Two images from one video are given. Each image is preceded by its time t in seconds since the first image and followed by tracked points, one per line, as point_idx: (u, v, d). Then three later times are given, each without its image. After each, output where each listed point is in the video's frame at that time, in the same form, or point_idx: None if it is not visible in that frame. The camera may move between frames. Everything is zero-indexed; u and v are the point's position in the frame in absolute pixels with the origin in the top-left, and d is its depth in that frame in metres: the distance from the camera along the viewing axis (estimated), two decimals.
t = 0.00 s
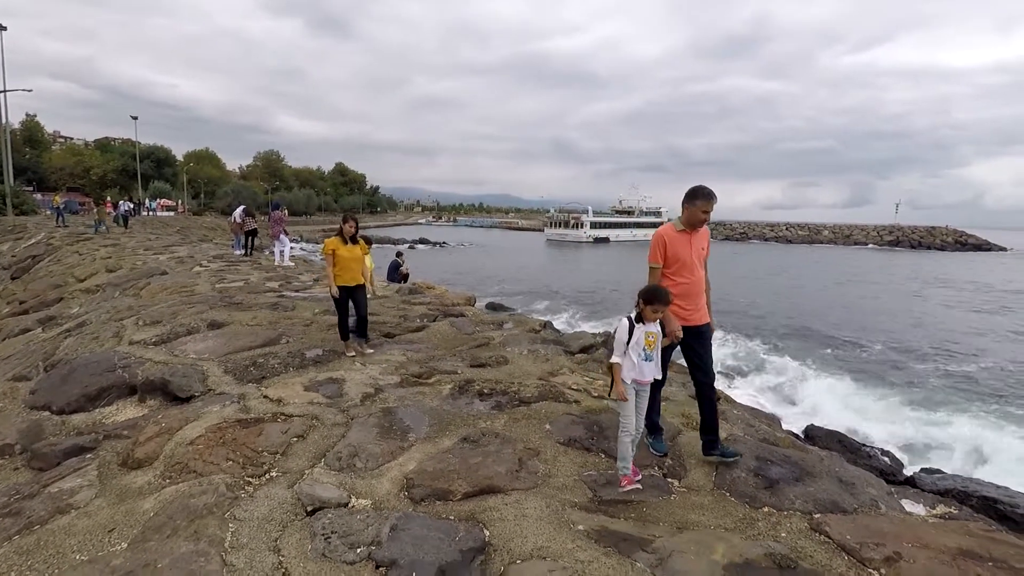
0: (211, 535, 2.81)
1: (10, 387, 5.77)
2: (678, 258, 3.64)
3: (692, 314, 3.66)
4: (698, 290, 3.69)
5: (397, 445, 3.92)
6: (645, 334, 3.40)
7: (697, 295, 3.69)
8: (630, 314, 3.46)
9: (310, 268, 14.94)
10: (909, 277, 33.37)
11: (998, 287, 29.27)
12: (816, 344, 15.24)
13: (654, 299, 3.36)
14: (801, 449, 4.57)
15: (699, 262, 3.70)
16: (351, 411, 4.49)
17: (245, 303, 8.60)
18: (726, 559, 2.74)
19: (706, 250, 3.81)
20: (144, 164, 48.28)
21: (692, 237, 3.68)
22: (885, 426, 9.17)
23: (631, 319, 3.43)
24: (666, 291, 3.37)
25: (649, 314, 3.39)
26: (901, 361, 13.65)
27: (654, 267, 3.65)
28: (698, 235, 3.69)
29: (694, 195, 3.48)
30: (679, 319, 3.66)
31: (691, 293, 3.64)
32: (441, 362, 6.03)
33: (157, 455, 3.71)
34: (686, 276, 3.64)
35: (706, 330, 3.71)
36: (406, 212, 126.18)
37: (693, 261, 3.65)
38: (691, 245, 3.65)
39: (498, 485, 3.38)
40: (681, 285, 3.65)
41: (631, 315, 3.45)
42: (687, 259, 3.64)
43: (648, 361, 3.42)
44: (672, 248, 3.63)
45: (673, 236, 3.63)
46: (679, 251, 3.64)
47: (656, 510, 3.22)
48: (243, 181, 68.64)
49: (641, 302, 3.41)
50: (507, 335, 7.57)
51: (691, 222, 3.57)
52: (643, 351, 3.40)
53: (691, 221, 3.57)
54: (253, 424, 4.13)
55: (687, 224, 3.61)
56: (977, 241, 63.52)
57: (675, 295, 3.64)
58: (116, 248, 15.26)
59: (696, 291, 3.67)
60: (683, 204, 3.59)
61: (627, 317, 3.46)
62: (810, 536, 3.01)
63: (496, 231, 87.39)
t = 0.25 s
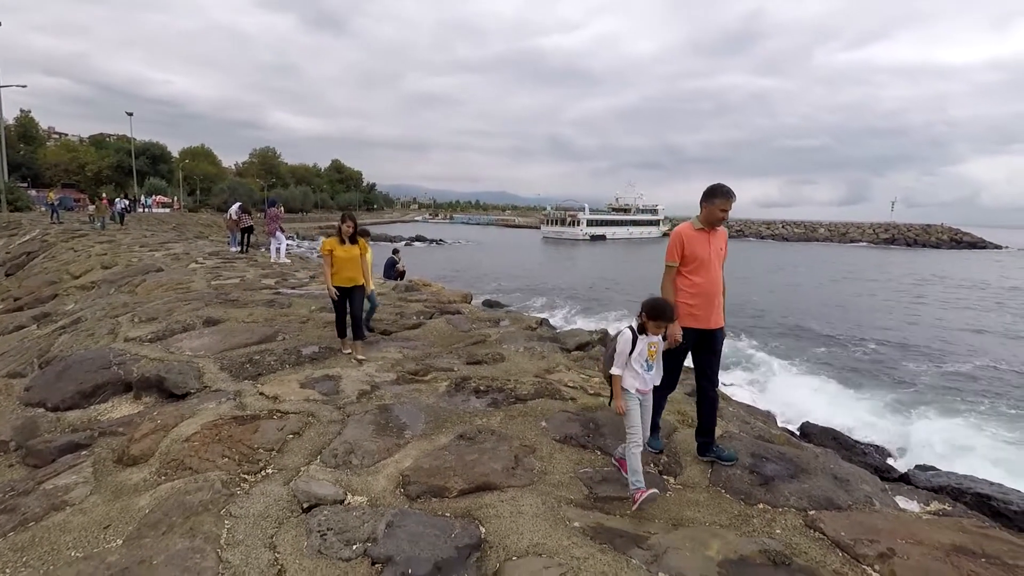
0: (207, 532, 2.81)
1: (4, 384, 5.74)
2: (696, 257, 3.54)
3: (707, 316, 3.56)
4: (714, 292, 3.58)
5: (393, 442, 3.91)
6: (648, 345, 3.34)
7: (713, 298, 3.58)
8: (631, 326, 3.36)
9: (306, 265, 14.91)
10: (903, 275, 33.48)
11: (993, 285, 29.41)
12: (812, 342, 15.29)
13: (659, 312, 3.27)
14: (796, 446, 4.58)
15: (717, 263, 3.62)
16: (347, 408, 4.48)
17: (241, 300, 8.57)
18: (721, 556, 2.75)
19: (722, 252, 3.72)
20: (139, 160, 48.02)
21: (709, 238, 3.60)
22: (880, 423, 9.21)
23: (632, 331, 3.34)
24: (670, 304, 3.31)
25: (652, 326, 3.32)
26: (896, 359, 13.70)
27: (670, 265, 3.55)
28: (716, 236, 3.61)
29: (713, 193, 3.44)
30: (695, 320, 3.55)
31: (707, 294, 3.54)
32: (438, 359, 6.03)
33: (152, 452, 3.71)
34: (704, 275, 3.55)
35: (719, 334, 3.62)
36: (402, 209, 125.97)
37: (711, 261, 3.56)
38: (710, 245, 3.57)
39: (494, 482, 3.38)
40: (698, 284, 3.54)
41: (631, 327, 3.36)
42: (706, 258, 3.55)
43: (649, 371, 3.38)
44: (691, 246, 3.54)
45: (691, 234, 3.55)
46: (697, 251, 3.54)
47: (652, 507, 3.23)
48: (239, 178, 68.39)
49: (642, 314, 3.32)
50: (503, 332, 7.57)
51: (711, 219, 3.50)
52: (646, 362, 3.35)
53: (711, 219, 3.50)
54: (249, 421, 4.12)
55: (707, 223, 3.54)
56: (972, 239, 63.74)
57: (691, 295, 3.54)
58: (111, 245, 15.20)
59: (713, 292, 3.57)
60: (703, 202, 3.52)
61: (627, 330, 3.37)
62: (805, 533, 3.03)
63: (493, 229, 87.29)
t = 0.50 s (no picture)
0: (207, 531, 2.81)
1: (3, 384, 5.74)
2: (711, 255, 3.50)
3: (720, 316, 3.53)
4: (729, 293, 3.54)
5: (392, 441, 3.92)
6: (658, 347, 3.10)
7: (728, 299, 3.54)
8: (637, 330, 3.08)
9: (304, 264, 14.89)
10: (901, 271, 33.51)
11: (991, 280, 29.44)
12: (810, 338, 15.31)
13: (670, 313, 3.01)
14: (795, 442, 4.59)
15: (733, 263, 3.58)
16: (346, 406, 4.49)
17: (240, 299, 8.57)
18: (720, 552, 2.76)
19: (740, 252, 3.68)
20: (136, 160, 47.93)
21: (726, 237, 3.55)
22: (878, 419, 9.23)
23: (640, 335, 3.07)
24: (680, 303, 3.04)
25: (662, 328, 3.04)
26: (895, 355, 13.73)
27: (685, 262, 3.52)
28: (733, 235, 3.57)
29: (731, 192, 3.41)
30: (709, 320, 3.52)
31: (721, 295, 3.50)
32: (436, 357, 6.03)
33: (152, 451, 3.71)
34: (719, 274, 3.51)
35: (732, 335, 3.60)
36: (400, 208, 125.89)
37: (726, 260, 3.52)
38: (726, 244, 3.53)
39: (493, 480, 3.39)
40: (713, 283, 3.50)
41: (639, 330, 3.08)
42: (721, 257, 3.51)
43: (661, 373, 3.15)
44: (706, 245, 3.51)
45: (708, 233, 3.52)
46: (713, 249, 3.51)
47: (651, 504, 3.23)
48: (237, 177, 68.31)
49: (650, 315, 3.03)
50: (502, 330, 7.57)
51: (728, 218, 3.46)
52: (658, 365, 3.11)
53: (728, 217, 3.46)
54: (249, 420, 4.13)
55: (723, 221, 3.50)
56: (969, 234, 63.83)
57: (706, 295, 3.50)
58: (109, 244, 15.17)
59: (727, 292, 3.53)
60: (721, 200, 3.48)
61: (634, 334, 3.09)
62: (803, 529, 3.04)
63: (491, 226, 87.17)
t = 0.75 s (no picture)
0: (207, 529, 2.82)
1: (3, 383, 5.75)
2: (721, 255, 3.42)
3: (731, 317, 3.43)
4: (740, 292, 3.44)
5: (392, 439, 3.92)
6: (672, 351, 3.06)
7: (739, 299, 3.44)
8: (653, 334, 2.98)
9: (304, 263, 14.88)
10: (901, 268, 33.49)
11: (991, 277, 29.41)
12: (810, 336, 15.31)
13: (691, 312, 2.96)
14: (794, 439, 4.60)
15: (746, 263, 3.48)
16: (346, 405, 4.49)
17: (239, 298, 8.57)
18: (719, 550, 2.76)
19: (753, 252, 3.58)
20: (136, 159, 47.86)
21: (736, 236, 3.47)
22: (877, 417, 9.24)
23: (657, 340, 2.97)
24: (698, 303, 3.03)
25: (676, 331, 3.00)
26: (895, 353, 13.73)
27: (694, 262, 3.42)
28: (745, 235, 3.48)
29: (741, 188, 3.33)
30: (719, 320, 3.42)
31: (731, 295, 3.41)
32: (436, 356, 6.03)
33: (151, 450, 3.71)
34: (728, 274, 3.43)
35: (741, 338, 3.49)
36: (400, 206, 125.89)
37: (738, 261, 3.43)
38: (738, 243, 3.44)
39: (493, 478, 3.39)
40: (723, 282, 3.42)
41: (654, 335, 2.98)
42: (732, 256, 3.43)
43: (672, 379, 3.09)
44: (717, 244, 3.42)
45: (718, 232, 3.43)
46: (723, 249, 3.42)
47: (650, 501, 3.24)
48: (236, 176, 68.25)
49: (667, 319, 2.98)
50: (502, 328, 7.58)
51: (739, 217, 3.37)
52: (671, 371, 3.06)
53: (738, 216, 3.37)
54: (249, 419, 4.13)
55: (734, 220, 3.42)
56: (969, 231, 63.81)
57: (716, 295, 3.41)
58: (108, 243, 15.16)
59: (739, 292, 3.42)
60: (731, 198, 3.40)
61: (650, 339, 2.97)
62: (802, 526, 3.04)
63: (491, 225, 87.20)
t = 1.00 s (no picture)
0: (207, 529, 2.82)
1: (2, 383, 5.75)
2: (731, 262, 3.21)
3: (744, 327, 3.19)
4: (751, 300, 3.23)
5: (392, 439, 3.92)
6: (692, 357, 2.87)
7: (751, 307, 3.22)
8: (674, 340, 2.79)
9: (303, 262, 14.87)
10: (901, 266, 33.51)
11: (990, 275, 29.43)
12: (810, 334, 15.33)
13: (715, 318, 2.73)
14: (794, 438, 4.60)
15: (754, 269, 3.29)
16: (345, 405, 4.49)
17: (239, 297, 8.57)
18: (718, 548, 2.76)
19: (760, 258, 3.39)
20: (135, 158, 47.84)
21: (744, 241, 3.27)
22: (877, 415, 9.24)
23: (678, 346, 2.78)
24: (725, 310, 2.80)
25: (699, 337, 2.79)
26: (895, 352, 13.74)
27: (703, 270, 3.21)
28: (752, 239, 3.28)
29: (747, 190, 3.15)
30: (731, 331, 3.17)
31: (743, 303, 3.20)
32: (436, 355, 6.04)
33: (151, 450, 3.71)
34: (738, 282, 3.23)
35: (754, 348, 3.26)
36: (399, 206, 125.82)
37: (748, 267, 3.23)
38: (747, 248, 3.24)
39: (492, 477, 3.39)
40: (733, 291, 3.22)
41: (674, 340, 2.79)
42: (741, 262, 3.22)
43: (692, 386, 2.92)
44: (725, 250, 3.21)
45: (726, 237, 3.23)
46: (732, 254, 3.21)
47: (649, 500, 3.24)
48: (236, 175, 68.22)
49: (691, 324, 2.77)
50: (501, 328, 7.58)
51: (746, 221, 3.19)
52: (690, 378, 2.88)
53: (745, 220, 3.18)
54: (249, 418, 4.13)
55: (741, 225, 3.22)
56: (969, 230, 63.83)
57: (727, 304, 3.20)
58: (108, 243, 15.15)
59: (751, 300, 3.22)
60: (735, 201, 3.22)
61: (669, 344, 2.78)
62: (801, 524, 3.04)
63: (490, 224, 87.20)
